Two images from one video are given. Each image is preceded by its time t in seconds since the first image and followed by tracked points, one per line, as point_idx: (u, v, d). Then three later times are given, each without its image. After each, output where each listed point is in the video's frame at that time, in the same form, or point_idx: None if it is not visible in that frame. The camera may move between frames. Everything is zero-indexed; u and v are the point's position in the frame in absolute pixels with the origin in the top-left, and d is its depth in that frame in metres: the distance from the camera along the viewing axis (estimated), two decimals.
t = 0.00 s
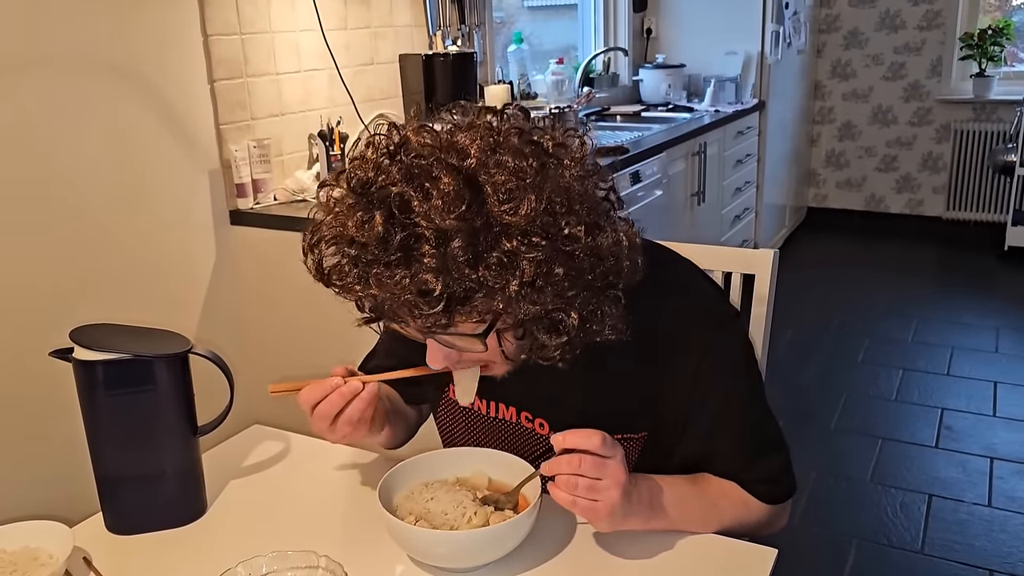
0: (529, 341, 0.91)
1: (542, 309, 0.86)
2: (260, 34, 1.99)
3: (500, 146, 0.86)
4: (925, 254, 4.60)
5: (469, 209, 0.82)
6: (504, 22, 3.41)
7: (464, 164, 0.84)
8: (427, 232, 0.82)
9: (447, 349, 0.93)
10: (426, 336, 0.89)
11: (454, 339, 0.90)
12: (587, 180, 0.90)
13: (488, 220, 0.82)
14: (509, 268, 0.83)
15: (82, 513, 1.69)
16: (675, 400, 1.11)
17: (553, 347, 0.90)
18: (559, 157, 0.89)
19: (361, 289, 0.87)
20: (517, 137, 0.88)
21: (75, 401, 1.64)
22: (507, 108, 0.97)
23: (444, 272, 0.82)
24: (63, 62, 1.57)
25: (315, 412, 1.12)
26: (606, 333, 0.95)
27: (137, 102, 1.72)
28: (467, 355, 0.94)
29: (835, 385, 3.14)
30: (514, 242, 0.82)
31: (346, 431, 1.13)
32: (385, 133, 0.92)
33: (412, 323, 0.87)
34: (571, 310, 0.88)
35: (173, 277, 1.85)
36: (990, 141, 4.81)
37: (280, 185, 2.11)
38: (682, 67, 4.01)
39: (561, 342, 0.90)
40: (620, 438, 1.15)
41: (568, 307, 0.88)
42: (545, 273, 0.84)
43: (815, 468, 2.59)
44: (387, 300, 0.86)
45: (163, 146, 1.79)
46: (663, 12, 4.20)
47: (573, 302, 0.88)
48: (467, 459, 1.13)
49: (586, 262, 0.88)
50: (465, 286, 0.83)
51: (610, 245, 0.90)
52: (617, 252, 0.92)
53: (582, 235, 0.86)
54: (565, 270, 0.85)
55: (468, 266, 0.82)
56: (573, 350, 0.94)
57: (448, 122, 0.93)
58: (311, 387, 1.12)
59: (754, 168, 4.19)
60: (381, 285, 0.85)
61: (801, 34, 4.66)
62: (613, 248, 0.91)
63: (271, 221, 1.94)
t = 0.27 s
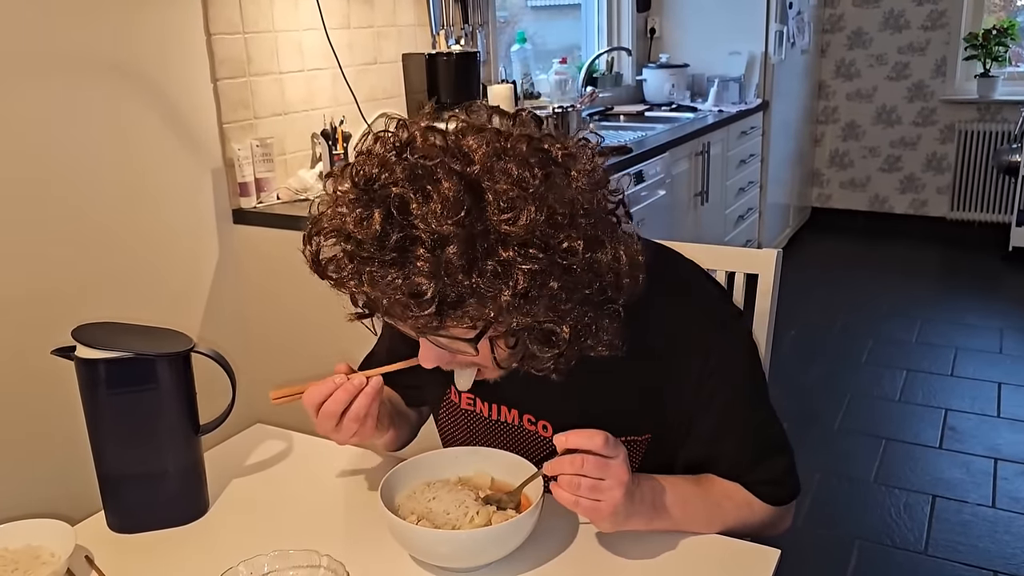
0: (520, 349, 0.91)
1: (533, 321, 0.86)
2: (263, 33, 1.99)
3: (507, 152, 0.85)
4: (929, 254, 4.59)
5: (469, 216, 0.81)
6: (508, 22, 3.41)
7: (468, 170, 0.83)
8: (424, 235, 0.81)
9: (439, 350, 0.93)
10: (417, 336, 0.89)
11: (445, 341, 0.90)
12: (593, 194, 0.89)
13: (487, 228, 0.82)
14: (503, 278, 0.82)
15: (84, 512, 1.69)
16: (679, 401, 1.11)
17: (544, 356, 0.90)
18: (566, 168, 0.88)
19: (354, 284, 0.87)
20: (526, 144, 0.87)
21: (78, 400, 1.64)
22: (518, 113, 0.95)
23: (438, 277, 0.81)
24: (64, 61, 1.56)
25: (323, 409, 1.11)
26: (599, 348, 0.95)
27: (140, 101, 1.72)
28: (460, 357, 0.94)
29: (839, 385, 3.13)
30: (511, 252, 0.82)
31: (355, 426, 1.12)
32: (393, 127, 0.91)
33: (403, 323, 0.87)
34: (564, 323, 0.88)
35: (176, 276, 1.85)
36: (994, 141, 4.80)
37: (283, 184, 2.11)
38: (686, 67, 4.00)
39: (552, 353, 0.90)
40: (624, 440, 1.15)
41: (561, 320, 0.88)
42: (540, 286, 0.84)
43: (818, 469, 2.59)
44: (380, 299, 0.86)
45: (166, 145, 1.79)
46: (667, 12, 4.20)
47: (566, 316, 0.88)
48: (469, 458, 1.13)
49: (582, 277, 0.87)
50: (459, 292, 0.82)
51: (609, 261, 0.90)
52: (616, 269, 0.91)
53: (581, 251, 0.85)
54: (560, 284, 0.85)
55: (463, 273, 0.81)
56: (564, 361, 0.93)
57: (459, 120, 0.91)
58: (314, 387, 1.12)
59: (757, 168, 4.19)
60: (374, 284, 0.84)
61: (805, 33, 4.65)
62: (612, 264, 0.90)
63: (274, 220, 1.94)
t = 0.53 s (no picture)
0: (505, 339, 0.90)
1: (516, 310, 0.85)
2: (266, 34, 1.99)
3: (521, 140, 0.86)
4: (934, 255, 4.58)
5: (471, 192, 0.82)
6: (512, 22, 3.41)
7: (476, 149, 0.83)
8: (425, 204, 0.82)
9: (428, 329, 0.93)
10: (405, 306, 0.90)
11: (432, 319, 0.91)
12: (602, 198, 0.88)
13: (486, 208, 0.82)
14: (492, 258, 0.82)
15: (86, 512, 1.69)
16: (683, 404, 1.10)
17: (529, 349, 0.89)
18: (580, 168, 0.87)
19: (352, 245, 0.88)
20: (543, 137, 0.87)
21: (81, 400, 1.64)
22: (545, 112, 0.95)
23: (428, 246, 0.82)
24: (63, 61, 1.56)
25: (349, 431, 1.11)
26: (583, 351, 0.93)
27: (143, 101, 1.72)
28: (446, 338, 0.94)
29: (843, 386, 3.12)
30: (504, 236, 0.82)
31: (379, 436, 1.14)
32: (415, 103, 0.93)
33: (391, 289, 0.87)
34: (550, 319, 0.87)
35: (178, 276, 1.85)
36: (999, 141, 4.79)
37: (286, 184, 2.11)
38: (690, 67, 4.00)
39: (537, 348, 0.89)
40: (627, 441, 1.15)
41: (546, 316, 0.87)
42: (527, 276, 0.83)
43: (822, 470, 2.58)
44: (372, 261, 0.87)
45: (169, 145, 1.79)
46: (671, 12, 4.19)
47: (552, 313, 0.87)
48: (472, 460, 1.13)
49: (574, 276, 0.86)
50: (446, 267, 0.83)
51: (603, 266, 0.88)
52: (611, 275, 0.90)
53: (574, 248, 0.84)
54: (549, 279, 0.84)
55: (454, 247, 0.82)
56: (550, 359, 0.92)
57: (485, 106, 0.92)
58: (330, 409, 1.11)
59: (762, 168, 4.18)
60: (370, 245, 0.86)
61: (810, 34, 4.64)
62: (608, 268, 0.89)
63: (277, 220, 1.94)
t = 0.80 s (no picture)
0: (529, 333, 0.90)
1: (540, 299, 0.85)
2: (268, 33, 1.99)
3: (511, 135, 0.86)
4: (937, 255, 4.57)
5: (473, 193, 0.81)
6: (515, 21, 3.40)
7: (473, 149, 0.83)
8: (431, 213, 0.82)
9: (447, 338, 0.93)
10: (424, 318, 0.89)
11: (454, 327, 0.90)
12: (602, 177, 0.88)
13: (491, 206, 0.82)
14: (508, 254, 0.81)
15: (87, 511, 1.69)
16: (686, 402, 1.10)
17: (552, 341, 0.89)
18: (573, 151, 0.88)
19: (363, 267, 0.88)
20: (532, 128, 0.87)
21: (82, 399, 1.64)
22: (528, 104, 0.96)
23: (442, 253, 0.81)
24: (63, 58, 1.56)
25: (334, 457, 1.11)
26: (610, 330, 0.94)
27: (145, 100, 1.72)
28: (468, 343, 0.94)
29: (845, 386, 3.12)
30: (515, 230, 0.81)
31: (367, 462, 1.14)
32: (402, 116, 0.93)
33: (410, 304, 0.87)
34: (572, 303, 0.87)
35: (180, 276, 1.85)
36: (1003, 140, 4.77)
37: (288, 183, 2.11)
38: (693, 66, 3.99)
39: (562, 335, 0.89)
40: (629, 439, 1.15)
41: (567, 301, 0.87)
42: (545, 263, 0.83)
43: (824, 470, 2.58)
44: (386, 278, 0.86)
45: (171, 144, 1.79)
46: (674, 11, 4.19)
47: (574, 298, 0.87)
48: (473, 460, 1.13)
49: (589, 258, 0.86)
50: (464, 271, 0.82)
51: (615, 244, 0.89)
52: (624, 252, 0.90)
53: (586, 228, 0.84)
54: (567, 263, 0.84)
55: (468, 250, 0.81)
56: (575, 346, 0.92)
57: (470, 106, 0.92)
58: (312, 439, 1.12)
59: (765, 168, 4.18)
60: (383, 263, 0.85)
61: (813, 33, 4.63)
62: (620, 244, 0.89)
63: (279, 219, 1.94)
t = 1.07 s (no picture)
0: (529, 347, 0.90)
1: (538, 319, 0.85)
2: (271, 30, 1.99)
3: (495, 153, 0.84)
4: (941, 253, 4.56)
5: (462, 222, 0.80)
6: (518, 19, 3.40)
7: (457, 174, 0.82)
8: (421, 247, 0.81)
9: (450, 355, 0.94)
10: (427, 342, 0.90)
11: (456, 346, 0.91)
12: (592, 186, 0.87)
13: (481, 233, 0.81)
14: (503, 280, 0.81)
15: (87, 509, 1.69)
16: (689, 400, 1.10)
17: (552, 355, 0.90)
18: (560, 161, 0.85)
19: (360, 299, 0.88)
20: (516, 142, 0.85)
21: (83, 397, 1.64)
22: (512, 111, 0.93)
23: (437, 287, 0.82)
24: (63, 54, 1.55)
25: (336, 434, 1.14)
26: (607, 338, 0.94)
27: (147, 97, 1.72)
28: (472, 358, 0.94)
29: (849, 385, 3.11)
30: (507, 256, 0.81)
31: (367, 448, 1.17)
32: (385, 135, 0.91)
33: (412, 330, 0.87)
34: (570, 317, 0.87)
35: (182, 273, 1.84)
36: (1007, 139, 4.76)
37: (291, 180, 2.10)
38: (697, 64, 3.98)
39: (561, 349, 0.89)
40: (632, 436, 1.15)
41: (565, 316, 0.87)
42: (540, 283, 0.83)
43: (828, 469, 2.57)
44: (385, 309, 0.87)
45: (173, 141, 1.79)
46: (677, 8, 4.18)
47: (570, 311, 0.87)
48: (475, 457, 1.12)
49: (583, 272, 0.86)
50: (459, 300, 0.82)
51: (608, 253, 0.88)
52: (618, 260, 0.89)
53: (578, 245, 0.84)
54: (562, 281, 0.84)
55: (462, 281, 0.81)
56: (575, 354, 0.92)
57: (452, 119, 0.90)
58: (322, 410, 1.15)
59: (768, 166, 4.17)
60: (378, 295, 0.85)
61: (817, 31, 4.62)
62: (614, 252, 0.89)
63: (281, 217, 1.93)
